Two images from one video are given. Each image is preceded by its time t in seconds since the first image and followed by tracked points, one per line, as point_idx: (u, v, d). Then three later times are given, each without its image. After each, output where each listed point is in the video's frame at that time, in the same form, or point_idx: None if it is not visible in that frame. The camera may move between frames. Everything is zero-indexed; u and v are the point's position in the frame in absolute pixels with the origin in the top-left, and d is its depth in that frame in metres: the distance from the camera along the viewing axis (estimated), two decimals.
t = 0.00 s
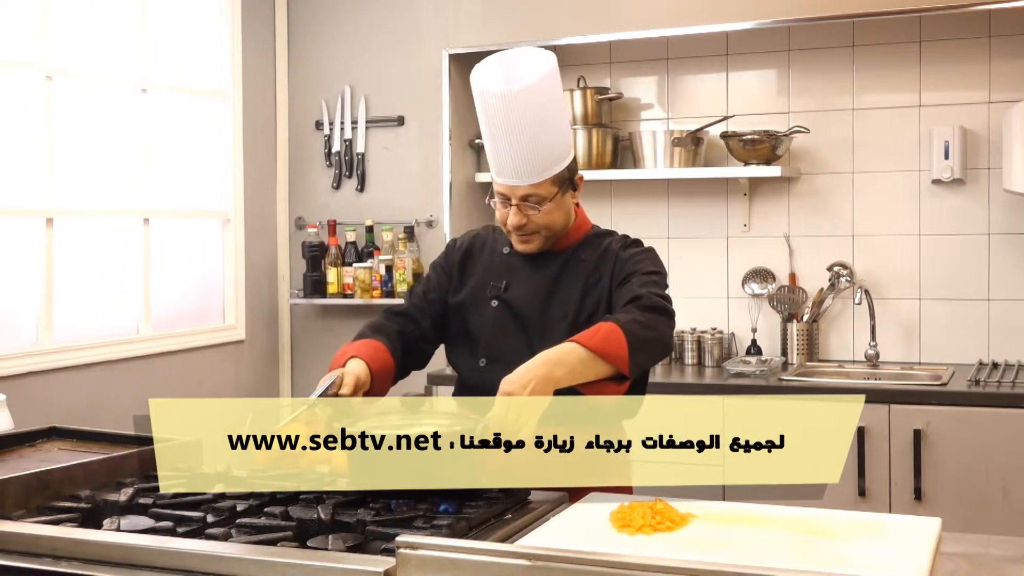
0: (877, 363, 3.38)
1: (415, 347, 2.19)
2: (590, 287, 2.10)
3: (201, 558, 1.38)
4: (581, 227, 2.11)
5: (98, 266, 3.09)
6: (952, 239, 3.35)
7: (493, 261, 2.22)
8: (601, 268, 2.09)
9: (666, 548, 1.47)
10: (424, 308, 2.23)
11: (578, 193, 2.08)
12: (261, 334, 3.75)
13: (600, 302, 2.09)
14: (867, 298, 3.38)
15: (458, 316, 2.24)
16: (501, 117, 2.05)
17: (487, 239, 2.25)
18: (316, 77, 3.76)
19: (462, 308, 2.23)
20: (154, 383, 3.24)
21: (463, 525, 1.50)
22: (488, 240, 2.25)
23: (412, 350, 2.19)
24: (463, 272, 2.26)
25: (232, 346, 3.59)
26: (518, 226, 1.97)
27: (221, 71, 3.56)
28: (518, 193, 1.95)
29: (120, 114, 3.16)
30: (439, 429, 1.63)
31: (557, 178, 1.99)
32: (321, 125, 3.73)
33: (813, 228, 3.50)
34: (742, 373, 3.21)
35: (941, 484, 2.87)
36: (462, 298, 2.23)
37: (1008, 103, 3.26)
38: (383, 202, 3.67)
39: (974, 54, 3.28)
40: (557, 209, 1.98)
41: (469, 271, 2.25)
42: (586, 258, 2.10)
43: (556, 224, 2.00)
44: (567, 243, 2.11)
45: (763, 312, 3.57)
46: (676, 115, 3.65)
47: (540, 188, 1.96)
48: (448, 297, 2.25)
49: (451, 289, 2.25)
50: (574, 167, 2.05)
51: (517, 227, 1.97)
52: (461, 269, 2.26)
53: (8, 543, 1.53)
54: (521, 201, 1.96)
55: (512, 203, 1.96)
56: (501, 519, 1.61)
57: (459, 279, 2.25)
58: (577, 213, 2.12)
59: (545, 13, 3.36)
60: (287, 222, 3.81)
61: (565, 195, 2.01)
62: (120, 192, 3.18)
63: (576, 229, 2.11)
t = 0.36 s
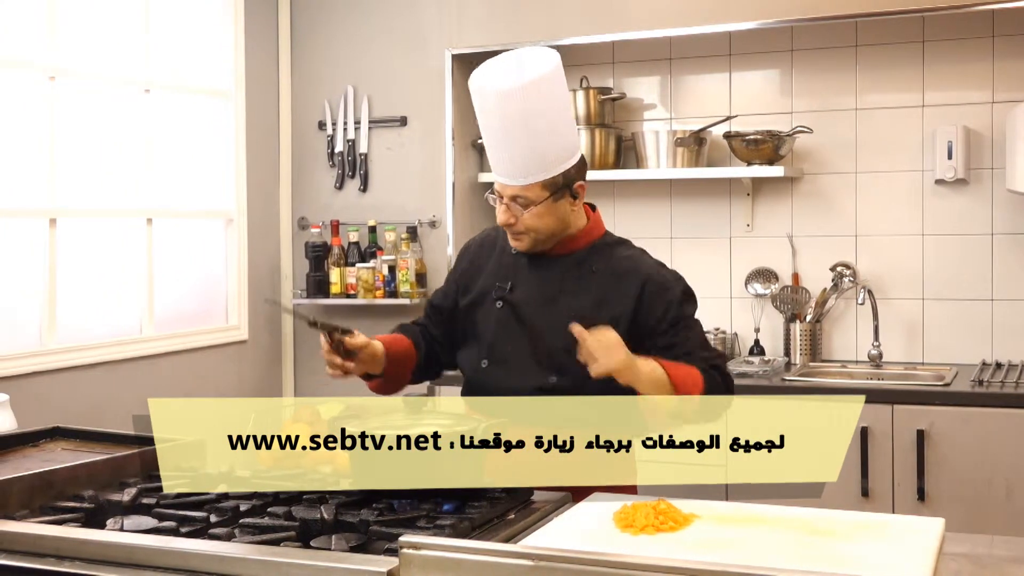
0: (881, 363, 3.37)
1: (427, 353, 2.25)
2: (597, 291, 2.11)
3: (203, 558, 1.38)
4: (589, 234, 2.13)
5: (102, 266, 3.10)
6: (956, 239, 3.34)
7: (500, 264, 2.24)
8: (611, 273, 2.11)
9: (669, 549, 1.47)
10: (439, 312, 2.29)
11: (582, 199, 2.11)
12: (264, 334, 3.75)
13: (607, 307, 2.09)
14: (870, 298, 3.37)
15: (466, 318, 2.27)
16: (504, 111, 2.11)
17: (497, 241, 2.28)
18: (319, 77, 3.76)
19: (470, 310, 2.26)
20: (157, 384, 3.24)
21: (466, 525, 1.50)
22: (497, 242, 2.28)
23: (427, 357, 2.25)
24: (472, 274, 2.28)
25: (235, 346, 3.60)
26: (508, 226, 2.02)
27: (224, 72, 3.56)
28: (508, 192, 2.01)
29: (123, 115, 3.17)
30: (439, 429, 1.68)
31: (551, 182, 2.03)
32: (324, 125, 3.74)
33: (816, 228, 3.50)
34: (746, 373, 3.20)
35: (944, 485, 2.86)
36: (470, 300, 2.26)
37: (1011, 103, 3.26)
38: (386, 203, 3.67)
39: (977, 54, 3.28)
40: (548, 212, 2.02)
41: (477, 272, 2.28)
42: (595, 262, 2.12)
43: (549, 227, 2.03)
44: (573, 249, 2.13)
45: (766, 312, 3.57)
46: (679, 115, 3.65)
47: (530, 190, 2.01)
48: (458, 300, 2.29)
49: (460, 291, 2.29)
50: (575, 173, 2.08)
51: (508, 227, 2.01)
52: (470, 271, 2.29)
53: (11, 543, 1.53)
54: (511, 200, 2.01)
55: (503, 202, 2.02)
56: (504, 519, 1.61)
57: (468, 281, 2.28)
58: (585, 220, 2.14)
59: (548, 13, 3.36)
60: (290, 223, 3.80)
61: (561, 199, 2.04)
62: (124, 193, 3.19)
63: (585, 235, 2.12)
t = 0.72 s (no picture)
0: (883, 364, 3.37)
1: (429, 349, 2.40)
2: (562, 300, 2.18)
3: (205, 558, 1.39)
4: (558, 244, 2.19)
5: (105, 267, 3.10)
6: (958, 239, 3.34)
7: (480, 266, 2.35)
8: (577, 283, 2.17)
9: (671, 548, 1.48)
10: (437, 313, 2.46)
11: (556, 208, 2.15)
12: (266, 335, 3.75)
13: (570, 315, 2.16)
14: (872, 298, 3.37)
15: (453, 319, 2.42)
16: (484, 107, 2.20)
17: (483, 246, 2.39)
18: (322, 78, 3.76)
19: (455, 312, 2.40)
20: (158, 384, 3.24)
21: (468, 526, 1.50)
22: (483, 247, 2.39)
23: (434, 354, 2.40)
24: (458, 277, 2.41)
25: (237, 346, 3.60)
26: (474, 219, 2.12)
27: (227, 73, 3.56)
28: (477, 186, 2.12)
29: (126, 115, 3.17)
30: (440, 429, 1.66)
31: (520, 186, 2.10)
32: (326, 126, 3.74)
33: (817, 229, 3.50)
34: (748, 374, 3.20)
35: (946, 486, 2.86)
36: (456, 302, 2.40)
37: (1014, 103, 3.26)
38: (388, 203, 3.68)
39: (980, 54, 3.28)
40: (510, 214, 2.09)
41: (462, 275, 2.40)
42: (564, 271, 2.19)
43: (509, 228, 2.10)
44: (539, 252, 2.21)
45: (768, 313, 3.57)
46: (681, 115, 3.65)
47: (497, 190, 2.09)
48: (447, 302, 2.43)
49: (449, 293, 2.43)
50: (548, 182, 2.12)
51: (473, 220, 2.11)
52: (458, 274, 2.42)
53: (13, 542, 1.53)
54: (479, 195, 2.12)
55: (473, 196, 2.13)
56: (507, 519, 1.62)
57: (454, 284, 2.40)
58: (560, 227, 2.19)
59: (550, 13, 3.36)
60: (293, 223, 3.80)
61: (527, 205, 2.09)
62: (126, 193, 3.18)
63: (552, 243, 2.19)
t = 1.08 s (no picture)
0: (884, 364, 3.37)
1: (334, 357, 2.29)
2: (462, 296, 2.12)
3: (206, 558, 1.38)
4: (455, 247, 2.16)
5: (106, 266, 3.11)
6: (959, 239, 3.34)
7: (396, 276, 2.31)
8: (473, 281, 2.11)
9: (672, 548, 1.48)
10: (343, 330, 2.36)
11: (454, 209, 2.13)
12: (266, 335, 3.75)
13: (472, 311, 2.10)
14: (873, 299, 3.37)
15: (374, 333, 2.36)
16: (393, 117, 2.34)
17: (397, 258, 2.35)
18: (322, 79, 3.76)
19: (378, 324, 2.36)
20: (159, 384, 3.24)
21: (468, 527, 1.50)
22: (396, 259, 2.35)
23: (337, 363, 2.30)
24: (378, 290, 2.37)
25: (237, 347, 3.59)
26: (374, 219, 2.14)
27: (227, 74, 3.56)
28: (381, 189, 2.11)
29: (126, 116, 3.17)
30: (440, 429, 1.66)
31: (415, 185, 2.10)
32: (326, 126, 3.74)
33: (818, 229, 3.50)
34: (749, 374, 3.20)
35: (947, 486, 2.86)
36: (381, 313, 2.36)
37: (1014, 103, 3.26)
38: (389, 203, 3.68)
39: (980, 54, 3.28)
40: (407, 213, 2.08)
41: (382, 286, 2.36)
42: (462, 271, 2.14)
43: (407, 226, 2.09)
44: (439, 257, 2.18)
45: (769, 313, 3.57)
46: (682, 116, 3.65)
47: (396, 185, 2.10)
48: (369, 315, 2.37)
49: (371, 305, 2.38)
50: (443, 183, 2.12)
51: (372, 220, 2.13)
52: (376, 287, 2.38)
53: (13, 542, 1.53)
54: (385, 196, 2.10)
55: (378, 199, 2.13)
56: (507, 520, 1.61)
57: (377, 295, 2.36)
58: (456, 231, 2.17)
59: (551, 13, 3.36)
60: (293, 223, 3.80)
61: (422, 203, 2.09)
62: (124, 192, 3.18)
63: (449, 246, 2.16)
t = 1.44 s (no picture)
0: (882, 364, 3.37)
1: (144, 337, 2.20)
2: (370, 268, 2.11)
3: (205, 559, 1.38)
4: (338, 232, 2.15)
5: (104, 266, 3.10)
6: (958, 239, 3.34)
7: (284, 267, 2.19)
8: (374, 251, 2.13)
9: (671, 548, 1.48)
10: (156, 311, 2.20)
11: (335, 196, 2.17)
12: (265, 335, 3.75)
13: (382, 281, 2.10)
14: (872, 299, 3.37)
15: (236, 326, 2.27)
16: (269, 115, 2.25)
17: (270, 249, 2.24)
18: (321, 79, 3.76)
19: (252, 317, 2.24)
20: (157, 384, 3.24)
21: (468, 527, 1.50)
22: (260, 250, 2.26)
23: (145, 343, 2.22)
24: (249, 285, 2.22)
25: (236, 346, 3.59)
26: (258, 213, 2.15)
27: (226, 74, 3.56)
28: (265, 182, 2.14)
29: (126, 116, 3.17)
30: (440, 428, 1.62)
31: (293, 177, 2.13)
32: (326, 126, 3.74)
33: (817, 229, 3.50)
34: (747, 374, 3.20)
35: (946, 486, 2.86)
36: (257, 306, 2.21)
37: (1013, 103, 3.26)
38: (388, 203, 3.68)
39: (979, 54, 3.28)
40: (290, 202, 2.12)
41: (263, 279, 2.20)
42: (359, 246, 2.14)
43: (290, 215, 2.12)
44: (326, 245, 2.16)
45: (767, 313, 3.57)
46: (681, 116, 3.65)
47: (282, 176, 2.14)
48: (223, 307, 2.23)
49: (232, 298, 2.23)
50: (323, 170, 2.16)
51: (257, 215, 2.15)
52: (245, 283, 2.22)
53: (12, 542, 1.53)
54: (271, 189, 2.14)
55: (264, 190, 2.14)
56: (507, 519, 1.62)
57: (252, 290, 2.21)
58: (340, 215, 2.16)
59: (550, 13, 3.37)
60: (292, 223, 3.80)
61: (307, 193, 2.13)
62: (123, 191, 3.18)
63: (335, 229, 2.16)
